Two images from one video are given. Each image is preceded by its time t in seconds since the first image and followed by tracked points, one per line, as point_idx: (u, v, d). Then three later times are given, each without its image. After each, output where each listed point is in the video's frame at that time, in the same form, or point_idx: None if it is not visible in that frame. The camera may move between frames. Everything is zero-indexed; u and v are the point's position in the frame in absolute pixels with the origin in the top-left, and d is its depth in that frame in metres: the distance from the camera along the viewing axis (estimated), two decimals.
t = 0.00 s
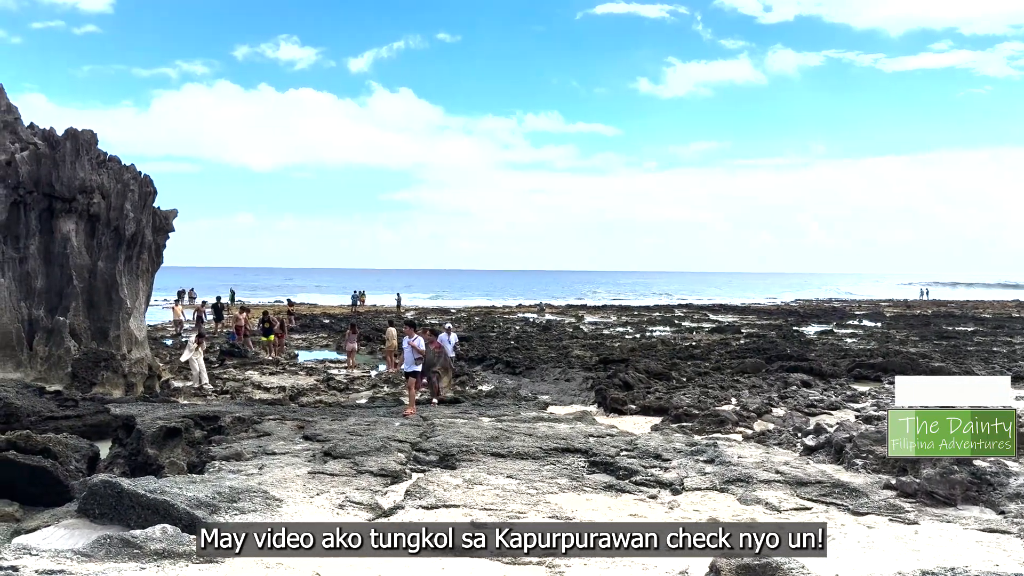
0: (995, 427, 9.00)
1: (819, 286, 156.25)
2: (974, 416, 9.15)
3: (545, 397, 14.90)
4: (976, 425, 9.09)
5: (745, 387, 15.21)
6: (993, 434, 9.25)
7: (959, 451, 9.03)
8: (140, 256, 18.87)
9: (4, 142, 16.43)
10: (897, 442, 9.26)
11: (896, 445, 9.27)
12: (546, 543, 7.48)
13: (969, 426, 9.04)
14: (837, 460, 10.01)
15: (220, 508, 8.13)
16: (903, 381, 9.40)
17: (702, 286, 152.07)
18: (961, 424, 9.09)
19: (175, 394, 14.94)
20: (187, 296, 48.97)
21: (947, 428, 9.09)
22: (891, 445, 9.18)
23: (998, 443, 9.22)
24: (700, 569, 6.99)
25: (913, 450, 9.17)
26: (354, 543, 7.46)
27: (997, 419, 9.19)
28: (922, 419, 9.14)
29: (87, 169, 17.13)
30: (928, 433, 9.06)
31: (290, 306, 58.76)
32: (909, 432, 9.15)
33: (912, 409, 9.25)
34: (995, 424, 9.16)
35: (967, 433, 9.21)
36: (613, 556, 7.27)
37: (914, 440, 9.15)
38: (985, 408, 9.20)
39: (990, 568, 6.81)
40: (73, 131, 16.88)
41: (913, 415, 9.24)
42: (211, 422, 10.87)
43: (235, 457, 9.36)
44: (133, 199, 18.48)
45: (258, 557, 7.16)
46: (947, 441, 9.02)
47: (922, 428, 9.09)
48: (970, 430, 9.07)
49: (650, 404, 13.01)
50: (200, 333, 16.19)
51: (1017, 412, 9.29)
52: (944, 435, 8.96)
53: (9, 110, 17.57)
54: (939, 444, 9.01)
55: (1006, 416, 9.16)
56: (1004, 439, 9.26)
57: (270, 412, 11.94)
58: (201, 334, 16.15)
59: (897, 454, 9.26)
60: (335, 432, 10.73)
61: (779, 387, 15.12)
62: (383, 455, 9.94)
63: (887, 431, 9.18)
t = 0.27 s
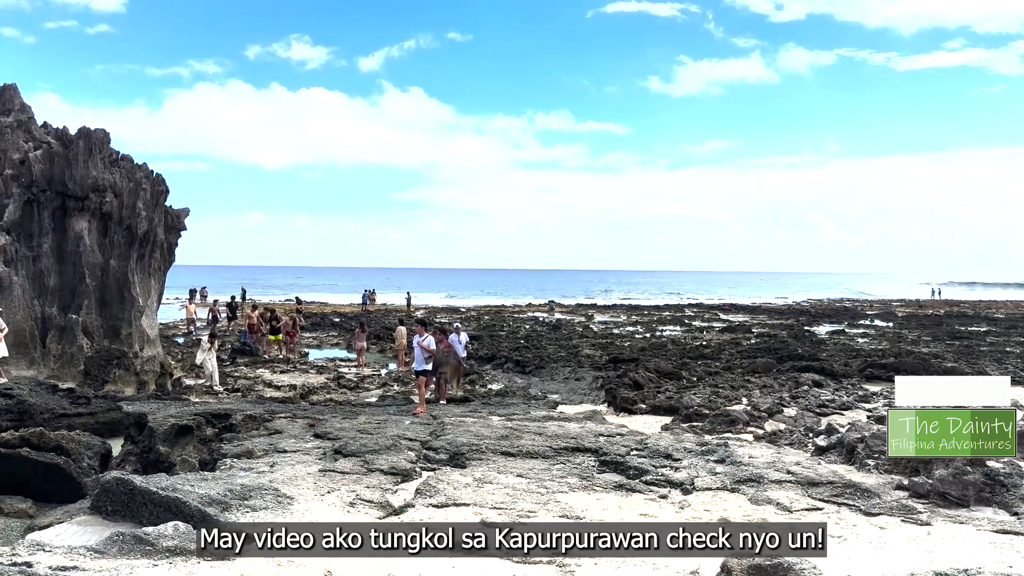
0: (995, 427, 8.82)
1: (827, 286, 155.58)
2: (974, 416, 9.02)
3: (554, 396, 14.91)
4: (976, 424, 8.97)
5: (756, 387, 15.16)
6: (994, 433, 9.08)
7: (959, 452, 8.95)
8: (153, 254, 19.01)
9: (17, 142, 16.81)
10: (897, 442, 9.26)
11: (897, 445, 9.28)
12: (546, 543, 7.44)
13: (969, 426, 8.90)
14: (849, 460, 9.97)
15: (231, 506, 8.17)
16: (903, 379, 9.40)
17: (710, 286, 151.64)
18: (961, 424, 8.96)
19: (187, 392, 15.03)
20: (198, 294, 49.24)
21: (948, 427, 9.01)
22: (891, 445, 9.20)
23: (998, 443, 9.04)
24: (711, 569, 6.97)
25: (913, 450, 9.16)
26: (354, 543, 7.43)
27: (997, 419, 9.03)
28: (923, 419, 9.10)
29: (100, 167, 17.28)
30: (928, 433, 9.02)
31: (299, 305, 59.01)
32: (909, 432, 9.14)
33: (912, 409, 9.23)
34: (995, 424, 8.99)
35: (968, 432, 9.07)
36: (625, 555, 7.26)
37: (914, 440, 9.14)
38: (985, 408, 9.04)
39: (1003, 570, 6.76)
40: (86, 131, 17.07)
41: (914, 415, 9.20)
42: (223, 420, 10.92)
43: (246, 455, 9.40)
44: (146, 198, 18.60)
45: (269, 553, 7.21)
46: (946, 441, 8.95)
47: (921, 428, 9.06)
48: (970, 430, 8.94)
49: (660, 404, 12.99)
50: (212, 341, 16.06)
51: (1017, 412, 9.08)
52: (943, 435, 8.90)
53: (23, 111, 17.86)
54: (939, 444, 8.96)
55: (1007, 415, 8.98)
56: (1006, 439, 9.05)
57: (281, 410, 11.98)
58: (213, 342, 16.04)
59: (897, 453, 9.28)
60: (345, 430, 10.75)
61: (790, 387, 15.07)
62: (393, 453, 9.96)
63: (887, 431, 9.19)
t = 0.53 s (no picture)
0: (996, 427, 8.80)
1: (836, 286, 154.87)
2: (974, 416, 9.01)
3: (565, 395, 14.91)
4: (976, 424, 8.95)
5: (767, 386, 15.12)
6: (993, 433, 9.05)
7: (959, 452, 8.95)
8: (165, 253, 19.14)
9: (30, 141, 16.87)
10: (897, 442, 9.27)
11: (896, 445, 9.28)
12: (546, 543, 7.40)
13: (969, 427, 8.90)
14: (861, 461, 9.93)
15: (243, 504, 8.21)
16: (906, 380, 9.40)
17: (718, 285, 151.16)
18: (961, 424, 8.97)
19: (199, 390, 15.12)
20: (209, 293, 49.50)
21: (947, 427, 9.03)
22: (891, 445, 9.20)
23: (998, 443, 9.02)
24: (722, 568, 6.95)
25: (913, 451, 9.16)
26: (354, 543, 7.42)
27: (997, 418, 9.01)
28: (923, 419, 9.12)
29: (113, 166, 17.36)
30: (928, 433, 9.04)
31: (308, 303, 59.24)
32: (909, 432, 9.13)
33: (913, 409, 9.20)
34: (995, 424, 8.96)
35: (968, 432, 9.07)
36: (635, 555, 7.25)
37: (914, 440, 9.15)
38: (985, 407, 9.03)
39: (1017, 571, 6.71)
40: (100, 129, 17.17)
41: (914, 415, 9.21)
42: (234, 418, 10.97)
43: (257, 453, 9.44)
44: (158, 197, 18.71)
45: (281, 551, 7.23)
46: (947, 441, 8.98)
47: (921, 428, 9.08)
48: (970, 430, 8.93)
49: (670, 403, 12.98)
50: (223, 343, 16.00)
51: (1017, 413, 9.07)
52: (943, 435, 8.91)
53: (38, 111, 17.83)
54: (939, 444, 8.99)
55: (1007, 415, 8.97)
56: (1006, 439, 9.02)
57: (293, 408, 12.04)
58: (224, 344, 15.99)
59: (896, 453, 9.29)
60: (356, 428, 10.78)
61: (802, 387, 15.01)
62: (404, 452, 9.98)
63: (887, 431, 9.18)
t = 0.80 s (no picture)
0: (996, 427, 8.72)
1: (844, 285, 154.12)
2: (974, 416, 8.93)
3: (575, 394, 14.92)
4: (976, 424, 8.86)
5: (778, 386, 15.07)
6: (993, 434, 8.94)
7: (959, 452, 8.88)
8: (177, 252, 19.15)
9: (43, 141, 17.22)
10: (897, 442, 9.17)
11: (896, 445, 9.16)
12: (546, 543, 7.35)
13: (969, 426, 8.82)
14: (873, 461, 9.89)
15: (254, 501, 8.25)
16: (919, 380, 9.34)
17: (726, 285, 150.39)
18: (961, 424, 8.89)
19: (210, 388, 15.21)
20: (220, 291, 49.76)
21: (947, 428, 8.96)
22: (891, 445, 9.08)
23: (998, 443, 8.90)
24: (733, 568, 6.93)
25: (914, 451, 9.03)
26: (357, 542, 7.42)
27: (997, 418, 8.91)
28: (923, 419, 9.05)
29: (125, 165, 17.36)
30: (928, 433, 8.95)
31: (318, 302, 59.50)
32: (909, 432, 9.05)
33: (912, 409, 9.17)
34: (995, 424, 8.86)
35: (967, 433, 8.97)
36: (645, 555, 7.24)
37: (914, 440, 9.04)
38: (984, 408, 8.96)
39: None
40: (112, 128, 17.21)
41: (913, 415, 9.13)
42: (245, 415, 11.02)
43: (269, 450, 9.48)
44: (171, 195, 18.70)
45: (292, 548, 7.27)
46: (947, 441, 8.90)
47: (922, 428, 8.99)
48: (971, 430, 8.85)
49: (681, 402, 12.96)
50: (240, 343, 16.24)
51: (1017, 412, 8.97)
52: (944, 434, 8.83)
53: (51, 110, 18.18)
54: (939, 444, 8.90)
55: (1007, 415, 8.87)
56: (1005, 439, 8.91)
57: (303, 406, 12.08)
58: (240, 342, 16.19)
59: (896, 454, 9.17)
60: (366, 427, 10.81)
61: (814, 386, 14.95)
62: (414, 450, 10.00)
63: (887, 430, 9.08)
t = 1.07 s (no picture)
0: (994, 426, 8.96)
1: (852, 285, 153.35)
2: (974, 416, 9.17)
3: (585, 393, 14.92)
4: (976, 424, 9.10)
5: (789, 386, 15.02)
6: (994, 434, 9.10)
7: (960, 452, 9.13)
8: (189, 250, 19.31)
9: (57, 140, 17.17)
10: (898, 442, 9.49)
11: (897, 445, 9.50)
12: (547, 544, 7.35)
13: (968, 426, 9.08)
14: (884, 461, 9.85)
15: (265, 499, 8.28)
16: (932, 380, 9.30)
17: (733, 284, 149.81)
18: (960, 424, 9.15)
19: (222, 386, 15.30)
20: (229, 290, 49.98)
21: (947, 428, 9.22)
22: (891, 444, 9.43)
23: (998, 443, 9.03)
24: (744, 568, 6.91)
25: (914, 450, 9.36)
26: (363, 542, 7.42)
27: (997, 419, 9.08)
28: (923, 420, 9.34)
29: (138, 164, 17.46)
30: (928, 433, 9.24)
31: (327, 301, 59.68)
32: (909, 432, 9.34)
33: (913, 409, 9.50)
34: (995, 424, 9.05)
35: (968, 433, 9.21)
36: (656, 554, 7.22)
37: (914, 440, 9.34)
38: (984, 408, 9.17)
39: None
40: (125, 128, 17.36)
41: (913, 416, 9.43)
42: (256, 414, 11.06)
43: (280, 448, 9.52)
44: (182, 194, 18.88)
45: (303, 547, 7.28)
46: (947, 441, 9.17)
47: (922, 428, 9.28)
48: (970, 430, 9.11)
49: (691, 402, 12.95)
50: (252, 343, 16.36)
51: (1017, 413, 9.19)
52: (943, 434, 9.12)
53: (63, 109, 18.04)
54: (939, 444, 9.19)
55: (1006, 416, 9.04)
56: (1006, 439, 9.05)
57: (314, 404, 12.12)
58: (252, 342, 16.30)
59: (897, 453, 9.50)
60: (377, 425, 10.84)
61: (825, 386, 14.91)
62: (424, 449, 10.02)
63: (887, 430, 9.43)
